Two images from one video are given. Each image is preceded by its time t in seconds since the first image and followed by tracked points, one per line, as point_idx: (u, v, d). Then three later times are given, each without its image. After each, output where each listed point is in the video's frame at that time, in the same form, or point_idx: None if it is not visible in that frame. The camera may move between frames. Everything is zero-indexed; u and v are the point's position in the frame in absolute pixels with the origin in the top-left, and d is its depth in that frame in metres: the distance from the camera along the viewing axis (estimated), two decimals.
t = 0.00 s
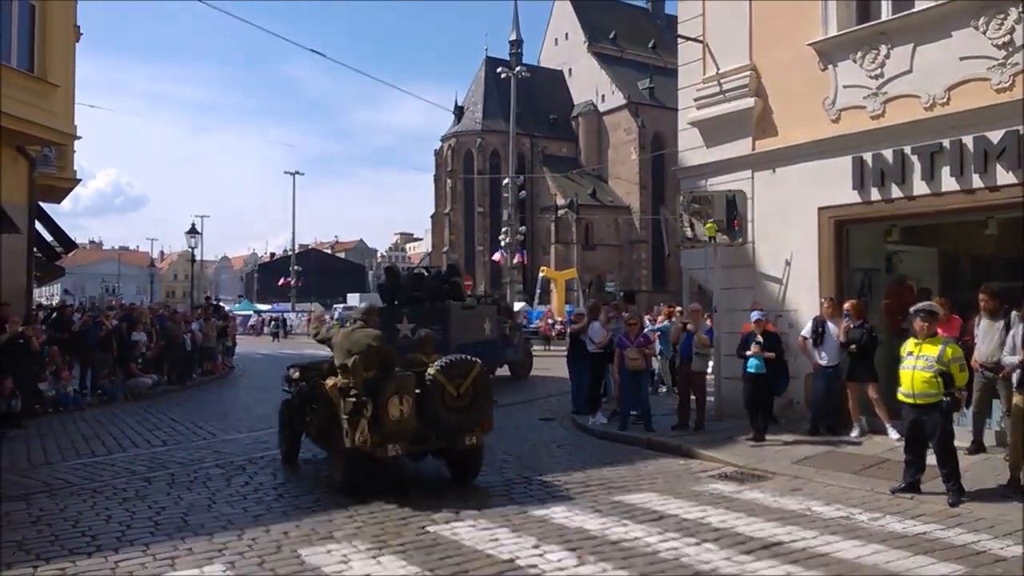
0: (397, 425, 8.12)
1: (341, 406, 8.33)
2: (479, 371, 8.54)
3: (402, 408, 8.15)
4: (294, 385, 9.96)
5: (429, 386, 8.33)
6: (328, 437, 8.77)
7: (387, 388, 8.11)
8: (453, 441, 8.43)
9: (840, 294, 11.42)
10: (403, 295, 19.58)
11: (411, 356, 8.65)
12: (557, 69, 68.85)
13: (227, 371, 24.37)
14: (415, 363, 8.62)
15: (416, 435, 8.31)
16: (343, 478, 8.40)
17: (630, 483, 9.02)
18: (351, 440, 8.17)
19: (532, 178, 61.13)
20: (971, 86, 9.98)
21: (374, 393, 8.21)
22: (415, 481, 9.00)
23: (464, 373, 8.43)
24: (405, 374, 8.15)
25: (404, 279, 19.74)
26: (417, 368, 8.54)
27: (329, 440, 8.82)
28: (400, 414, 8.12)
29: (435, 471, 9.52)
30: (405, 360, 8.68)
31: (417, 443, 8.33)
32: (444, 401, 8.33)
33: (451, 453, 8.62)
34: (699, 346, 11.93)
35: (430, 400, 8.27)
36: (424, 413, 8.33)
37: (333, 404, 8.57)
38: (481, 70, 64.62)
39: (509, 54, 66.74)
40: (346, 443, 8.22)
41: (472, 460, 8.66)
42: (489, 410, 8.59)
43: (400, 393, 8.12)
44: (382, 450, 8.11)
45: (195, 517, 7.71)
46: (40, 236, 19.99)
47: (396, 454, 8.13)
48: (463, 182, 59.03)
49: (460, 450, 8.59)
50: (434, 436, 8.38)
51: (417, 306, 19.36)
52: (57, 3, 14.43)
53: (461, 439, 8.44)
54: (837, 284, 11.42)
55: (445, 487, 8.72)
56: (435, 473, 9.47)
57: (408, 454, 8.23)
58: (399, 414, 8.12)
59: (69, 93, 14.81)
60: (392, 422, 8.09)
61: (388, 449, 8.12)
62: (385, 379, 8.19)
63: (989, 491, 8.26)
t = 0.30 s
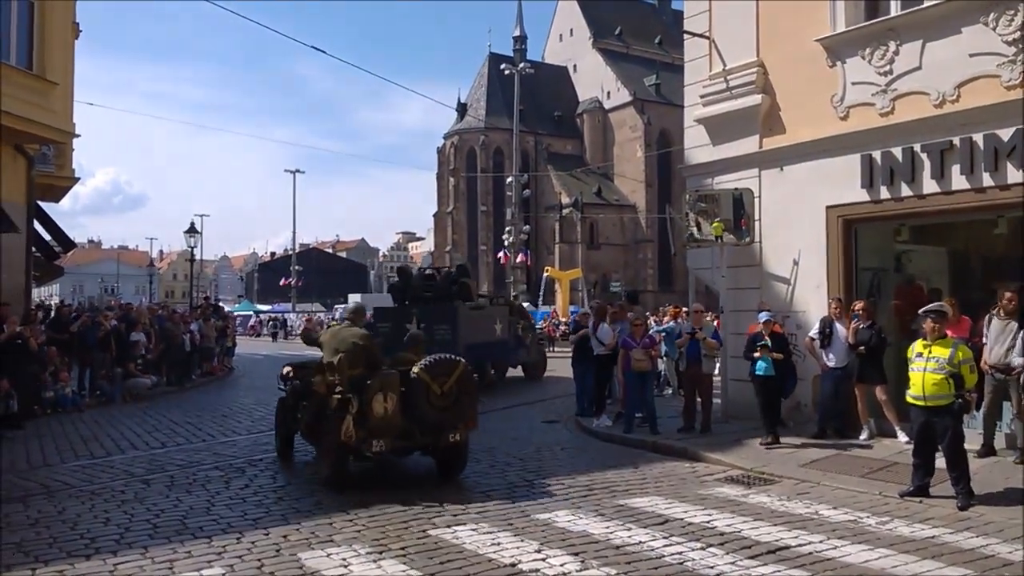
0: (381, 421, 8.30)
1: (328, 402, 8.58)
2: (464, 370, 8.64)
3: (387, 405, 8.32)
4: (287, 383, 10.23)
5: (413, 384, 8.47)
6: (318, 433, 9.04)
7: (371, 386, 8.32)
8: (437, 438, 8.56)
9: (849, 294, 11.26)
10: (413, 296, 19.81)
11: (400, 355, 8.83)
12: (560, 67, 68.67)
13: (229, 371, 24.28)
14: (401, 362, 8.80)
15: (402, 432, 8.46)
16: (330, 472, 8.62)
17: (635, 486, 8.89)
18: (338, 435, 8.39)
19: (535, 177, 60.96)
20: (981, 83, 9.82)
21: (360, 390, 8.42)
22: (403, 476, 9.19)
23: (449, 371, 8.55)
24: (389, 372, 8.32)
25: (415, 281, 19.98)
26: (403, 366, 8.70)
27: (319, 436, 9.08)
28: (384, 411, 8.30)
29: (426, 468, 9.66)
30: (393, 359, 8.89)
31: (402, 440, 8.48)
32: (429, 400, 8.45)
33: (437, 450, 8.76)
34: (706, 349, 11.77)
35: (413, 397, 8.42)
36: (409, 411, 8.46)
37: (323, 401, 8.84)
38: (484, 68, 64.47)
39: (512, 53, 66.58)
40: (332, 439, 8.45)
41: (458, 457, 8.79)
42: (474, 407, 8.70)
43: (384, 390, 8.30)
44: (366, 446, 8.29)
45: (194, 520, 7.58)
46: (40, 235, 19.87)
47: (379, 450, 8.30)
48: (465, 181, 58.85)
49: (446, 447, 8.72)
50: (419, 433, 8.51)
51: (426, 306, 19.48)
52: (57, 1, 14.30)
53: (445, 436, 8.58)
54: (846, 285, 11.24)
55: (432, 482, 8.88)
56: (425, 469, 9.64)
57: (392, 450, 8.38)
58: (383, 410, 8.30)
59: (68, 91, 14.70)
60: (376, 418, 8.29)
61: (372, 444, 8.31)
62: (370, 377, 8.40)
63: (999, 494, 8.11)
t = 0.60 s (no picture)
0: (370, 415, 8.66)
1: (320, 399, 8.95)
2: (448, 365, 9.08)
3: (375, 400, 8.68)
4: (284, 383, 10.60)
5: (401, 379, 8.86)
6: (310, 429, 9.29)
7: (360, 381, 8.69)
8: (425, 431, 8.95)
9: (851, 293, 11.30)
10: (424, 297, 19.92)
11: (386, 353, 9.26)
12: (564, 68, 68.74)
13: (234, 370, 24.37)
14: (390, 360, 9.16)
15: (390, 425, 8.82)
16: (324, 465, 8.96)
17: (637, 484, 8.93)
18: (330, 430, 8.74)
19: (539, 177, 61.00)
20: (983, 82, 9.84)
21: (350, 386, 8.79)
22: (392, 469, 9.54)
23: (434, 367, 8.97)
24: (378, 368, 8.70)
25: (426, 282, 20.20)
26: (392, 363, 9.10)
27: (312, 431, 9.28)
28: (373, 405, 8.67)
29: (424, 464, 9.78)
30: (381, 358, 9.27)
31: (391, 433, 8.85)
32: (416, 393, 8.85)
33: (424, 442, 9.13)
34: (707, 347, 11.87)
35: (401, 392, 8.82)
36: (396, 405, 8.83)
37: (314, 399, 9.21)
38: (488, 69, 64.55)
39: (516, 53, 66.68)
40: (324, 433, 8.79)
41: (446, 449, 9.18)
42: (460, 401, 9.09)
43: (372, 385, 8.66)
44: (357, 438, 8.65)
45: (199, 517, 7.65)
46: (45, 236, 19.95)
47: (369, 442, 8.68)
48: (469, 181, 58.91)
49: (433, 440, 9.11)
50: (406, 426, 8.90)
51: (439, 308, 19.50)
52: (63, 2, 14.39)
53: (432, 429, 8.97)
54: (848, 284, 11.29)
55: (430, 478, 9.01)
56: (414, 463, 10.00)
57: (381, 443, 8.76)
58: (372, 405, 8.66)
59: (75, 92, 14.80)
60: (365, 412, 8.64)
61: (362, 437, 8.67)
62: (359, 373, 8.78)
63: (1000, 493, 8.14)
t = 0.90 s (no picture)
0: (358, 410, 8.93)
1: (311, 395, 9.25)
2: (435, 362, 9.32)
3: (362, 396, 8.96)
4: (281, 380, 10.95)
5: (388, 376, 9.11)
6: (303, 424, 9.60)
7: (348, 377, 8.99)
8: (413, 426, 9.22)
9: (851, 292, 11.30)
10: (433, 296, 19.95)
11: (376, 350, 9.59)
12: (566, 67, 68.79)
13: (236, 370, 24.39)
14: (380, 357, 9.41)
15: (377, 420, 9.11)
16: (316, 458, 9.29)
17: (637, 482, 8.94)
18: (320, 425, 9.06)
19: (541, 177, 61.00)
20: (983, 80, 9.83)
21: (339, 383, 9.09)
22: (383, 463, 9.84)
23: (421, 364, 9.18)
24: (364, 365, 8.96)
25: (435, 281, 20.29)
26: (381, 360, 9.35)
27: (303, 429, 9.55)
28: (360, 400, 8.93)
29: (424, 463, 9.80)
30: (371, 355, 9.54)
31: (379, 428, 9.14)
32: (403, 390, 9.08)
33: (413, 437, 9.41)
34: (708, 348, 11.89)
35: (388, 388, 9.06)
36: (384, 400, 9.10)
37: (306, 394, 9.54)
38: (490, 69, 64.60)
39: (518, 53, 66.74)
40: (314, 428, 9.11)
41: (435, 444, 9.44)
42: (447, 397, 9.29)
43: (360, 381, 8.94)
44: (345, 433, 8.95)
45: (199, 515, 7.66)
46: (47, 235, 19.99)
47: (358, 437, 8.98)
48: (472, 181, 58.92)
49: (421, 434, 9.38)
50: (394, 421, 9.19)
51: (449, 305, 19.47)
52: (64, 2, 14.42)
53: (420, 424, 9.23)
54: (848, 282, 11.29)
55: (429, 477, 9.04)
56: (406, 457, 10.29)
57: (370, 437, 9.05)
58: (359, 400, 8.92)
59: (77, 92, 14.85)
60: (353, 407, 8.92)
61: (351, 432, 8.96)
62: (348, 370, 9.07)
63: (1001, 491, 8.13)
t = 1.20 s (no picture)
0: (352, 404, 9.39)
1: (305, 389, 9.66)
2: (426, 359, 9.85)
3: (355, 390, 9.43)
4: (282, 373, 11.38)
5: (381, 371, 9.61)
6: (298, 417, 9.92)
7: (342, 373, 9.45)
8: (405, 419, 9.71)
9: (856, 290, 11.28)
10: (447, 294, 20.07)
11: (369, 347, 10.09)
12: (572, 66, 68.82)
13: (241, 368, 24.45)
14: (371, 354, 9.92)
15: (370, 414, 9.57)
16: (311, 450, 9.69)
17: (641, 480, 8.94)
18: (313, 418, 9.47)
19: (546, 175, 60.98)
20: (987, 78, 9.80)
21: (333, 378, 9.52)
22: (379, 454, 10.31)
23: (412, 360, 9.73)
24: (358, 361, 9.44)
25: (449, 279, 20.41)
26: (373, 357, 9.85)
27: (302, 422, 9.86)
28: (353, 394, 9.39)
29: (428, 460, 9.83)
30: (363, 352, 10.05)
31: (371, 421, 9.60)
32: (396, 384, 9.60)
33: (405, 431, 9.89)
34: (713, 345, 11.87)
35: (380, 383, 9.57)
36: (377, 395, 9.59)
37: (299, 389, 9.93)
38: (496, 68, 64.63)
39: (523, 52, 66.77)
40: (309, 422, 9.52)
41: (427, 437, 9.94)
42: (437, 391, 9.84)
43: (353, 376, 9.41)
44: (339, 426, 9.40)
45: (203, 511, 7.68)
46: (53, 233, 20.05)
47: (351, 429, 9.43)
48: (477, 180, 58.93)
49: (413, 428, 9.87)
50: (387, 415, 9.67)
51: (463, 303, 19.56)
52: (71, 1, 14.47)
53: (412, 417, 9.74)
54: (852, 281, 11.28)
55: (432, 474, 9.07)
56: (402, 448, 10.76)
57: (362, 430, 9.50)
58: (352, 394, 9.38)
59: (83, 90, 14.89)
60: (347, 401, 9.38)
61: (345, 424, 9.41)
62: (341, 366, 9.53)
63: (1005, 489, 8.12)
